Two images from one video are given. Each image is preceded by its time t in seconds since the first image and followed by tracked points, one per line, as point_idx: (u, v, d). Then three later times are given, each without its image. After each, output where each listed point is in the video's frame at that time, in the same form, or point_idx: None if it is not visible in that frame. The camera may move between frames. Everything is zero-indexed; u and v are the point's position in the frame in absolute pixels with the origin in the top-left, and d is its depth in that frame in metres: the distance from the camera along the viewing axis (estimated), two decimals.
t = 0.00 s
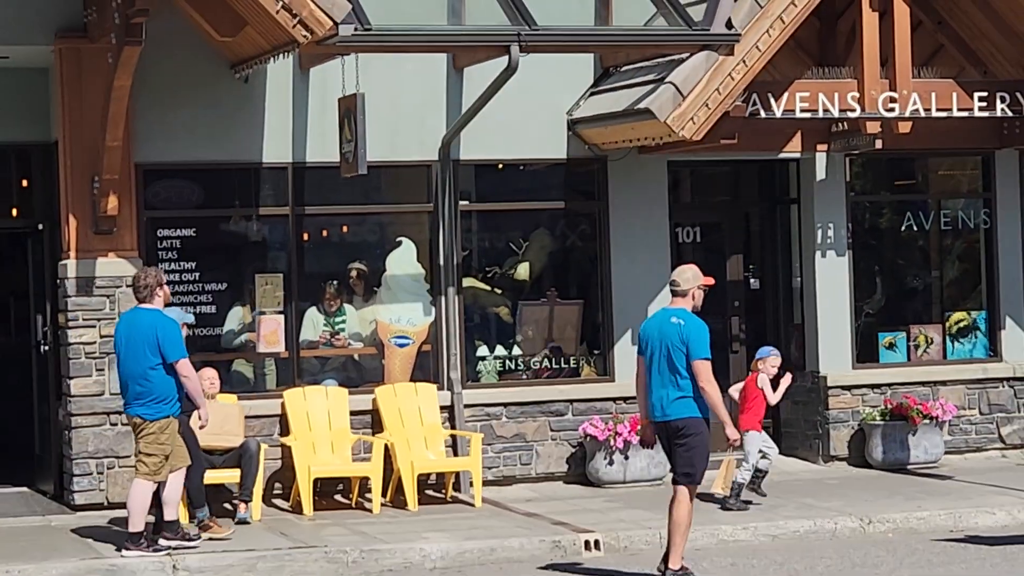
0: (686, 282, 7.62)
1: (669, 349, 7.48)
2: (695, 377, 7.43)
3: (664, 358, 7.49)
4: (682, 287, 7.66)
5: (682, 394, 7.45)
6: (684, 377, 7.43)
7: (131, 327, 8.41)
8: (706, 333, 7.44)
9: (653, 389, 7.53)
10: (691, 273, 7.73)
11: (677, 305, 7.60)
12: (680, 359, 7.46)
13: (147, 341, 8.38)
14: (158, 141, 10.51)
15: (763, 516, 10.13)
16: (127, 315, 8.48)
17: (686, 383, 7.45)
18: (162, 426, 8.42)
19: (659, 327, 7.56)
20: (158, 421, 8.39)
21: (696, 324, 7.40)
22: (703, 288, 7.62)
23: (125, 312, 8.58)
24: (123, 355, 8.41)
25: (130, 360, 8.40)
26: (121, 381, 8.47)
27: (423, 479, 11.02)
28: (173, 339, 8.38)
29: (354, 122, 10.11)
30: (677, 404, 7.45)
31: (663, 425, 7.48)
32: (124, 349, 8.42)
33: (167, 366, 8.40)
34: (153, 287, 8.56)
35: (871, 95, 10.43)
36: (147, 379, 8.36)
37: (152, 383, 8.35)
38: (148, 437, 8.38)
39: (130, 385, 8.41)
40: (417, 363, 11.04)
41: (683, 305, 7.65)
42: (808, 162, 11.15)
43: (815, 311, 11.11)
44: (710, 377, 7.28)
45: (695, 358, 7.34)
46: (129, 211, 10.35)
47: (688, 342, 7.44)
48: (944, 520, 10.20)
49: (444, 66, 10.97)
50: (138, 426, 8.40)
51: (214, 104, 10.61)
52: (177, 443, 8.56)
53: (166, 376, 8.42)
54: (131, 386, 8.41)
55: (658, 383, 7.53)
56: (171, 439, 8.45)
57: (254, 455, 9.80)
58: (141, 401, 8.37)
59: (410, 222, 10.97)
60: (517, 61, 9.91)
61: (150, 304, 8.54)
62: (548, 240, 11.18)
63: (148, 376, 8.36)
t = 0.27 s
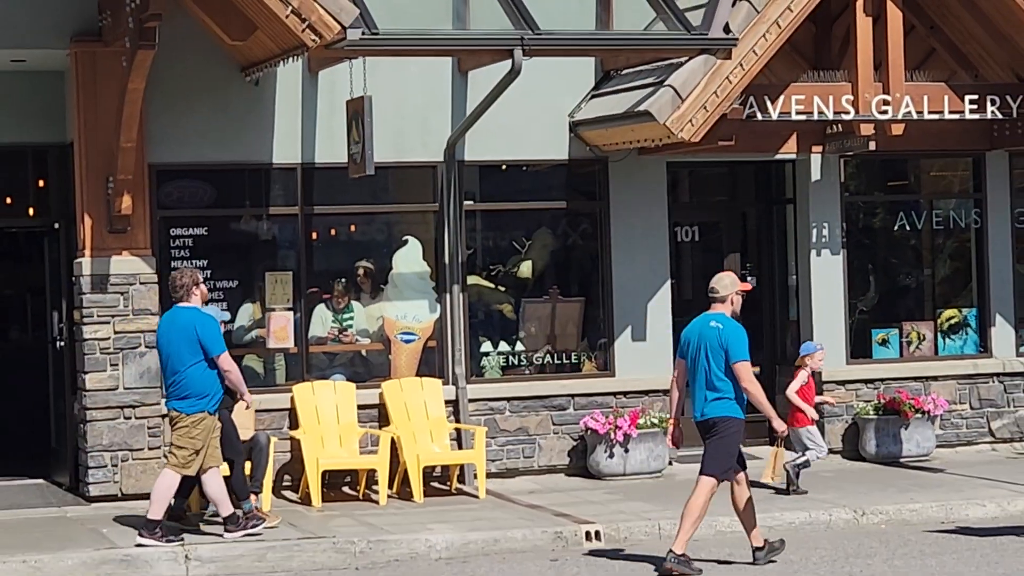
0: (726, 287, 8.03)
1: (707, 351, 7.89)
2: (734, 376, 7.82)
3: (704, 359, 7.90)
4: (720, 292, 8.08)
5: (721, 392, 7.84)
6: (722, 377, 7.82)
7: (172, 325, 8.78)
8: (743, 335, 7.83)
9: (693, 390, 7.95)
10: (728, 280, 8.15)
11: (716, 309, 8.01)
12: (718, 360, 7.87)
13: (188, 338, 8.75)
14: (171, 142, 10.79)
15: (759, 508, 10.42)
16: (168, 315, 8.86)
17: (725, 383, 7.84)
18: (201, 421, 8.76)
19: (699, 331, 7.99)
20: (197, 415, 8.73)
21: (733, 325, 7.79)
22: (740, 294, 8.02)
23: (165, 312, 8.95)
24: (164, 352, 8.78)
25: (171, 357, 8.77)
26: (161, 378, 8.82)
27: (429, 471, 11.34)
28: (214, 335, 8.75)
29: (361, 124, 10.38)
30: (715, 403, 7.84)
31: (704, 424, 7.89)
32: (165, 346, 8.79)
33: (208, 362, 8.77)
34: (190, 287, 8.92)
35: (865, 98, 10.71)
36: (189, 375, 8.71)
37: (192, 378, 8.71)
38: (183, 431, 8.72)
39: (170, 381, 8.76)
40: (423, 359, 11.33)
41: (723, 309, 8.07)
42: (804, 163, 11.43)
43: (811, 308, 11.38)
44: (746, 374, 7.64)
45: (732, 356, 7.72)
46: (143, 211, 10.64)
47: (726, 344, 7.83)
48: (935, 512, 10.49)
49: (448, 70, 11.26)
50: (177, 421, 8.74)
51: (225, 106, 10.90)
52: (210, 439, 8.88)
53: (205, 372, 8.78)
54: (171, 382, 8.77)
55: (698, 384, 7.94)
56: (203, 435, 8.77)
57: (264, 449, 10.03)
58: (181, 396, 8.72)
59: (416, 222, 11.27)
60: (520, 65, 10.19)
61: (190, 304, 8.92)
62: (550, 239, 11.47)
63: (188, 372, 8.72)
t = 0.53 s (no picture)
0: (765, 278, 8.56)
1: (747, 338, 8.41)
2: (772, 361, 8.33)
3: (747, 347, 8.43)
4: (759, 283, 8.60)
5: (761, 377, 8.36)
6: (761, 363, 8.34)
7: (213, 319, 9.19)
8: (781, 323, 8.34)
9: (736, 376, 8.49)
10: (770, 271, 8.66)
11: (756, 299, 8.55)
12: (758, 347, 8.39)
13: (225, 330, 9.14)
14: (182, 145, 11.09)
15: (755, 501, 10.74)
16: (210, 310, 9.28)
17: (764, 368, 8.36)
18: (245, 410, 9.14)
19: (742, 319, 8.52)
20: (240, 405, 9.12)
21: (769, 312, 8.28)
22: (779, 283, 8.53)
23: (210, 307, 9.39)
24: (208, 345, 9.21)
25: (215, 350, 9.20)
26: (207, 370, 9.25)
27: (433, 465, 11.67)
28: (247, 324, 9.10)
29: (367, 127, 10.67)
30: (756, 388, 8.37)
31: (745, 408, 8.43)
32: (208, 340, 9.22)
33: (245, 352, 9.13)
34: (227, 281, 9.32)
35: (858, 102, 11.00)
36: (229, 366, 9.11)
37: (231, 369, 9.09)
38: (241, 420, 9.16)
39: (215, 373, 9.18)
40: (426, 356, 11.65)
41: (762, 299, 8.59)
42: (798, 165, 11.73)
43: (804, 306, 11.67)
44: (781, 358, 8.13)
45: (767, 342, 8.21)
46: (155, 211, 10.94)
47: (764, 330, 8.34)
48: (925, 505, 10.79)
49: (452, 74, 11.57)
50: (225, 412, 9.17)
51: (235, 110, 11.21)
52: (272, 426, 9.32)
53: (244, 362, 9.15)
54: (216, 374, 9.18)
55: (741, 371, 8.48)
56: (261, 422, 9.19)
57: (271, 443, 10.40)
58: (224, 387, 9.12)
59: (421, 222, 11.58)
60: (522, 69, 10.49)
61: (229, 296, 9.31)
62: (551, 239, 11.78)
63: (228, 363, 9.12)
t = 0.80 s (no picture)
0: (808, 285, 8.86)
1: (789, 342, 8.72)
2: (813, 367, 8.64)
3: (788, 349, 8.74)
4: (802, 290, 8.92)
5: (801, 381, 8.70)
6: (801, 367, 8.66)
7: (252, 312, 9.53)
8: (823, 329, 8.63)
9: (778, 377, 8.83)
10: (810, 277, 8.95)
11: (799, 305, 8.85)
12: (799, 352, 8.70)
13: (259, 325, 9.44)
14: (194, 147, 11.42)
15: (750, 493, 11.09)
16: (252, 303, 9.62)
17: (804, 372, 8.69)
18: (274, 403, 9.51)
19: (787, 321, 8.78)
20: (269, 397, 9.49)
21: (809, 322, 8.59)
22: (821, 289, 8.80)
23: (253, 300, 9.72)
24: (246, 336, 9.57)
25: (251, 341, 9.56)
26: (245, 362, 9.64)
27: (438, 458, 12.04)
28: (280, 321, 9.37)
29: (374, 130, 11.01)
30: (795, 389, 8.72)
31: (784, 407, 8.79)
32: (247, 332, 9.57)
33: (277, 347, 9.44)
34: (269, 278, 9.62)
35: (850, 107, 11.34)
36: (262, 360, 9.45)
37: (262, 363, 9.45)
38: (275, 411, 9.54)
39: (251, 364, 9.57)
40: (432, 353, 11.97)
41: (804, 305, 8.92)
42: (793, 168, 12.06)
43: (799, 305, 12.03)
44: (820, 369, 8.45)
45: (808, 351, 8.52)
46: (168, 212, 11.28)
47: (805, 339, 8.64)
48: (915, 498, 11.13)
49: (456, 79, 11.91)
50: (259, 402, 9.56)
51: (247, 114, 11.55)
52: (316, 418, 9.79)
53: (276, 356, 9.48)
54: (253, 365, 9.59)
55: (784, 370, 8.82)
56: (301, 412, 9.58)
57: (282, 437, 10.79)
58: (256, 381, 9.49)
59: (426, 223, 11.92)
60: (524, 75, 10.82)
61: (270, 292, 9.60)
62: (552, 239, 12.12)
63: (262, 356, 9.45)
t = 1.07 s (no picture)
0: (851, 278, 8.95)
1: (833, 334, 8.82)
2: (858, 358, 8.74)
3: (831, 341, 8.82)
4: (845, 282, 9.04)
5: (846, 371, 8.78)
6: (845, 359, 8.75)
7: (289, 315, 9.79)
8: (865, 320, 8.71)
9: (823, 368, 8.93)
10: (853, 270, 9.06)
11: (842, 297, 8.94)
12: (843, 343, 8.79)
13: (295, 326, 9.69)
14: (196, 149, 11.54)
15: (747, 492, 11.20)
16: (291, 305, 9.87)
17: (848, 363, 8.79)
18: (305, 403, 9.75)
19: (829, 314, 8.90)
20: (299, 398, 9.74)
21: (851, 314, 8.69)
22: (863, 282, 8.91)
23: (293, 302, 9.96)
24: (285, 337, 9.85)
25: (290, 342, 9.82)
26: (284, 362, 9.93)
27: (438, 458, 12.17)
28: (313, 323, 9.58)
29: (373, 133, 11.12)
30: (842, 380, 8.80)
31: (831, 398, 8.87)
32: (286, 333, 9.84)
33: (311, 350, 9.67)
34: (308, 280, 9.83)
35: (845, 109, 11.45)
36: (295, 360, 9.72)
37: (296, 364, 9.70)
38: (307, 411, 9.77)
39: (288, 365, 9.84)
40: (431, 353, 12.08)
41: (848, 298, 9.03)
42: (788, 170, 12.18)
43: (795, 305, 12.14)
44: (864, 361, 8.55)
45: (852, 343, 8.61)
46: (170, 213, 11.39)
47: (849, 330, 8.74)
48: (910, 497, 11.23)
49: (455, 82, 12.02)
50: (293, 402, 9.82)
51: (248, 116, 11.66)
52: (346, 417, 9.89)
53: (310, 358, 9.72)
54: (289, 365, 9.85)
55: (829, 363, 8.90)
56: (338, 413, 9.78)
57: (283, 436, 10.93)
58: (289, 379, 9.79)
59: (426, 225, 12.03)
60: (522, 77, 10.93)
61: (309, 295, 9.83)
62: (550, 241, 12.23)
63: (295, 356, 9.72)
